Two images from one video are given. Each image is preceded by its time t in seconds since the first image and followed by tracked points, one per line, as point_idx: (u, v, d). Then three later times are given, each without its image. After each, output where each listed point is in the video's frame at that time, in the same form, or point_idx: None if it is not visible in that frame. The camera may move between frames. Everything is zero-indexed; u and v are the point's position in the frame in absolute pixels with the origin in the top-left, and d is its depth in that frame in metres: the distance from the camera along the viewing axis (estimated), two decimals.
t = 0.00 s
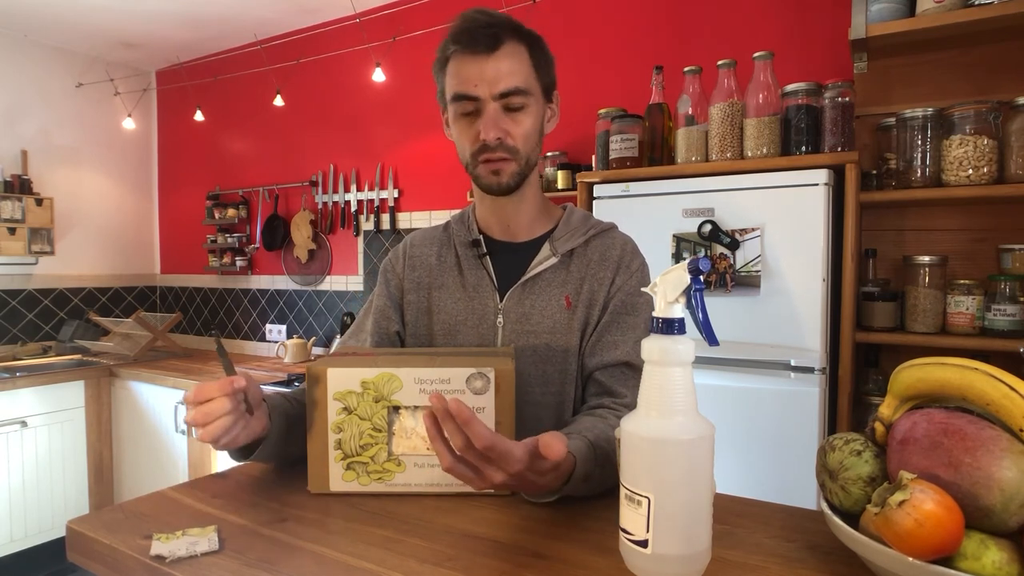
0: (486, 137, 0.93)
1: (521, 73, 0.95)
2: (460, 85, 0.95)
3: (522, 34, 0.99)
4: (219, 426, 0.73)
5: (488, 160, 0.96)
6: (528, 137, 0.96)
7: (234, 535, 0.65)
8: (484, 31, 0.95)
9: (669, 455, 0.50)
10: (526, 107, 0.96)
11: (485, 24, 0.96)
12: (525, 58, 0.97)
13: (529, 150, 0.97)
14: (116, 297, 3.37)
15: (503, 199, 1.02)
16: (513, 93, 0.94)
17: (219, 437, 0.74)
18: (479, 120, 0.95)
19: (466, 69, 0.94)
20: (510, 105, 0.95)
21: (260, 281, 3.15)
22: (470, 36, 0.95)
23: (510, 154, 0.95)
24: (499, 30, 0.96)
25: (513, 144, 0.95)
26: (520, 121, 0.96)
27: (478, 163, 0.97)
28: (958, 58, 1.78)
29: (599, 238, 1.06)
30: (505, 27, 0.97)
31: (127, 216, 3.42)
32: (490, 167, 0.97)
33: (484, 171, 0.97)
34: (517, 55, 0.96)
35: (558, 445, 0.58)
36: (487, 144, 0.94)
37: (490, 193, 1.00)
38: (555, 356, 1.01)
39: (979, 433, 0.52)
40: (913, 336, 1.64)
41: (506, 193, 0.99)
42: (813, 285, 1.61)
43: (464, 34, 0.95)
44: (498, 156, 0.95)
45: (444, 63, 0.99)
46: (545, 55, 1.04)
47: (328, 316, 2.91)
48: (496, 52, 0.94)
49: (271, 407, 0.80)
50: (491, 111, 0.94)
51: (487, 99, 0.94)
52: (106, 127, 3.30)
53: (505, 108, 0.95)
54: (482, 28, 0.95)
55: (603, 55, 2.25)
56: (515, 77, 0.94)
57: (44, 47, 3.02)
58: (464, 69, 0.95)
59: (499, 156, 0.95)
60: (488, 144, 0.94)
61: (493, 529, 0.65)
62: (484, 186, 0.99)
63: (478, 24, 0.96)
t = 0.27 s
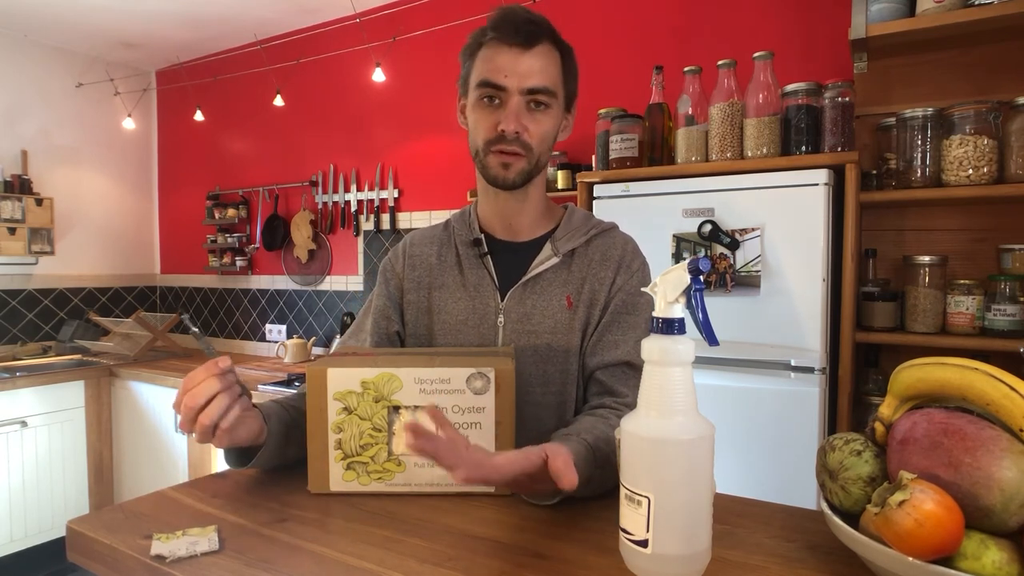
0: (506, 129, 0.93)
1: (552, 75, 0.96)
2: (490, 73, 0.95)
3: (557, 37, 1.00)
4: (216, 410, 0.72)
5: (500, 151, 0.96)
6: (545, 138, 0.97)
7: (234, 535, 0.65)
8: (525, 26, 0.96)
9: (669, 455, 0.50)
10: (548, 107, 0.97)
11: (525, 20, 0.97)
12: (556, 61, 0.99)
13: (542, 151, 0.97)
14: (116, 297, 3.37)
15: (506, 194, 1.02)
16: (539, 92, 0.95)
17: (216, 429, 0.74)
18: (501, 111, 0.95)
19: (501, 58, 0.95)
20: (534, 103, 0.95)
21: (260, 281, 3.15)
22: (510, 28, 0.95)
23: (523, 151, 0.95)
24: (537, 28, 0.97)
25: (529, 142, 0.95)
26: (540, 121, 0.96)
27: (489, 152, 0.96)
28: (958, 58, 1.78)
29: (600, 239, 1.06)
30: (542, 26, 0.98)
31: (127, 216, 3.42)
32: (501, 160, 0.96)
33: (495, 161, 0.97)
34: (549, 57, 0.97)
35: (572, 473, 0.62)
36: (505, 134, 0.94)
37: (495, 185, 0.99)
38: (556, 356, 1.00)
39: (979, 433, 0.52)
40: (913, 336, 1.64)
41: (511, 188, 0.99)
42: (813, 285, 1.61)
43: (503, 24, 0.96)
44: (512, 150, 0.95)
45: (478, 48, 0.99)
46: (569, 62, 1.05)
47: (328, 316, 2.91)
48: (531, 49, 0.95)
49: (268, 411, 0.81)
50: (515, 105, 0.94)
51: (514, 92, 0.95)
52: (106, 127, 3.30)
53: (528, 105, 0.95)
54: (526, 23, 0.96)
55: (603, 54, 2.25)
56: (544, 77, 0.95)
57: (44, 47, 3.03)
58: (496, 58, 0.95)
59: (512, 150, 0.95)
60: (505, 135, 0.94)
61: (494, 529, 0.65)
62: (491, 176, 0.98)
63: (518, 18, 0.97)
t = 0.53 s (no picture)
0: (511, 131, 0.93)
1: (558, 77, 0.96)
2: (496, 75, 0.95)
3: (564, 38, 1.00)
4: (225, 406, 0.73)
5: (506, 154, 0.95)
6: (551, 141, 0.96)
7: (234, 534, 0.65)
8: (531, 27, 0.96)
9: (669, 454, 0.50)
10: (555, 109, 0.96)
11: (532, 20, 0.97)
12: (562, 62, 0.98)
13: (548, 154, 0.97)
14: (116, 297, 3.37)
15: (512, 195, 1.02)
16: (546, 94, 0.95)
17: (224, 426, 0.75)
18: (506, 113, 0.95)
19: (507, 60, 0.95)
20: (540, 104, 0.95)
21: (260, 281, 3.15)
22: (516, 29, 0.96)
23: (529, 153, 0.95)
24: (544, 29, 0.97)
25: (535, 144, 0.95)
26: (546, 124, 0.96)
27: (495, 154, 0.96)
28: (958, 58, 1.78)
29: (605, 240, 1.06)
30: (549, 28, 0.98)
31: (128, 216, 3.42)
32: (506, 162, 0.96)
33: (501, 164, 0.96)
34: (556, 59, 0.97)
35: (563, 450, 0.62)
36: (510, 137, 0.93)
37: (501, 187, 0.99)
38: (559, 356, 1.00)
39: (979, 433, 0.52)
40: (913, 336, 1.64)
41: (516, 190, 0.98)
42: (813, 285, 1.61)
43: (509, 25, 0.96)
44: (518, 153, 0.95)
45: (484, 50, 0.99)
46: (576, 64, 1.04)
47: (328, 316, 2.91)
48: (538, 51, 0.95)
49: (273, 410, 0.80)
50: (521, 107, 0.94)
51: (520, 94, 0.94)
52: (106, 127, 3.30)
53: (535, 107, 0.95)
54: (532, 24, 0.96)
55: (603, 54, 2.25)
56: (551, 79, 0.95)
57: (44, 47, 3.03)
58: (502, 60, 0.95)
59: (518, 152, 0.95)
60: (511, 138, 0.94)
61: (494, 529, 0.65)
62: (497, 178, 0.98)
63: (525, 19, 0.97)
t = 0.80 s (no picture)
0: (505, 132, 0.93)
1: (550, 75, 0.96)
2: (487, 77, 0.95)
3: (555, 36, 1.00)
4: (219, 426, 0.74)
5: (502, 156, 0.96)
6: (546, 139, 0.97)
7: (234, 534, 0.65)
8: (519, 27, 0.96)
9: (669, 455, 0.50)
10: (548, 108, 0.97)
11: (524, 20, 0.96)
12: (554, 60, 0.98)
13: (544, 152, 0.97)
14: (116, 297, 3.37)
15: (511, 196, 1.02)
16: (538, 93, 0.95)
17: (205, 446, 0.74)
18: (500, 114, 0.95)
19: (497, 61, 0.95)
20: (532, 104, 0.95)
21: (260, 281, 3.15)
22: (504, 29, 0.95)
23: (525, 153, 0.96)
24: (533, 27, 0.97)
25: (530, 144, 0.95)
26: (540, 122, 0.96)
27: (491, 157, 0.97)
28: (958, 58, 1.78)
29: (606, 240, 1.06)
30: (540, 26, 0.98)
31: (128, 216, 3.42)
32: (503, 164, 0.96)
33: (497, 166, 0.97)
34: (546, 56, 0.97)
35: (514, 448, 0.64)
36: (505, 138, 0.94)
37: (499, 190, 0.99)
38: (560, 357, 1.01)
39: (979, 433, 0.52)
40: (913, 336, 1.64)
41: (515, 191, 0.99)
42: (813, 285, 1.61)
43: (496, 26, 0.96)
44: (514, 154, 0.95)
45: (474, 53, 0.99)
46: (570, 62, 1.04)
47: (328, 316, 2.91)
48: (527, 49, 0.95)
49: (272, 416, 0.80)
50: (514, 107, 0.94)
51: (512, 94, 0.95)
52: (106, 127, 3.30)
53: (527, 107, 0.95)
54: (520, 23, 0.96)
55: (603, 55, 2.25)
56: (542, 77, 0.95)
57: (44, 47, 3.03)
58: (493, 61, 0.95)
59: (513, 153, 0.95)
60: (506, 139, 0.94)
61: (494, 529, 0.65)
62: (494, 181, 0.98)
63: (514, 18, 0.97)
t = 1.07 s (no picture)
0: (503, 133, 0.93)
1: (548, 75, 0.96)
2: (484, 78, 0.95)
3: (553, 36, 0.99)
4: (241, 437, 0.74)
5: (500, 157, 0.96)
6: (545, 139, 0.97)
7: (234, 534, 0.65)
8: (516, 28, 0.95)
9: (668, 455, 0.50)
10: (546, 108, 0.96)
11: (522, 19, 0.96)
12: (552, 59, 0.98)
13: (543, 153, 0.97)
14: (116, 297, 3.37)
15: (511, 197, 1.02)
16: (536, 94, 0.95)
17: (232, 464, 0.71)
18: (498, 116, 0.95)
19: (494, 63, 0.94)
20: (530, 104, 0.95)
21: (260, 281, 3.15)
22: (500, 30, 0.95)
23: (523, 154, 0.96)
24: (529, 28, 0.96)
25: (528, 145, 0.95)
26: (538, 123, 0.96)
27: (490, 158, 0.97)
28: (958, 58, 1.78)
29: (606, 239, 1.05)
30: (537, 26, 0.97)
31: (128, 216, 3.42)
32: (502, 166, 0.97)
33: (496, 168, 0.97)
34: (544, 56, 0.97)
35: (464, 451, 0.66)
36: (504, 140, 0.94)
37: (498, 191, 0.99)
38: (561, 357, 1.01)
39: (979, 433, 0.52)
40: (913, 336, 1.64)
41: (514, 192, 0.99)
42: (813, 285, 1.61)
43: (493, 28, 0.96)
44: (512, 155, 0.96)
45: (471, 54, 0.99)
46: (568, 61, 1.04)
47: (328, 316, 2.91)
48: (524, 50, 0.94)
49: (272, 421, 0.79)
50: (512, 108, 0.94)
51: (510, 95, 0.94)
52: (106, 127, 3.30)
53: (525, 108, 0.95)
54: (517, 24, 0.96)
55: (603, 54, 2.25)
56: (540, 78, 0.95)
57: (44, 47, 3.02)
58: (489, 62, 0.94)
59: (512, 154, 0.95)
60: (504, 140, 0.94)
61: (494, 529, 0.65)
62: (493, 182, 0.98)
63: (511, 19, 0.96)
